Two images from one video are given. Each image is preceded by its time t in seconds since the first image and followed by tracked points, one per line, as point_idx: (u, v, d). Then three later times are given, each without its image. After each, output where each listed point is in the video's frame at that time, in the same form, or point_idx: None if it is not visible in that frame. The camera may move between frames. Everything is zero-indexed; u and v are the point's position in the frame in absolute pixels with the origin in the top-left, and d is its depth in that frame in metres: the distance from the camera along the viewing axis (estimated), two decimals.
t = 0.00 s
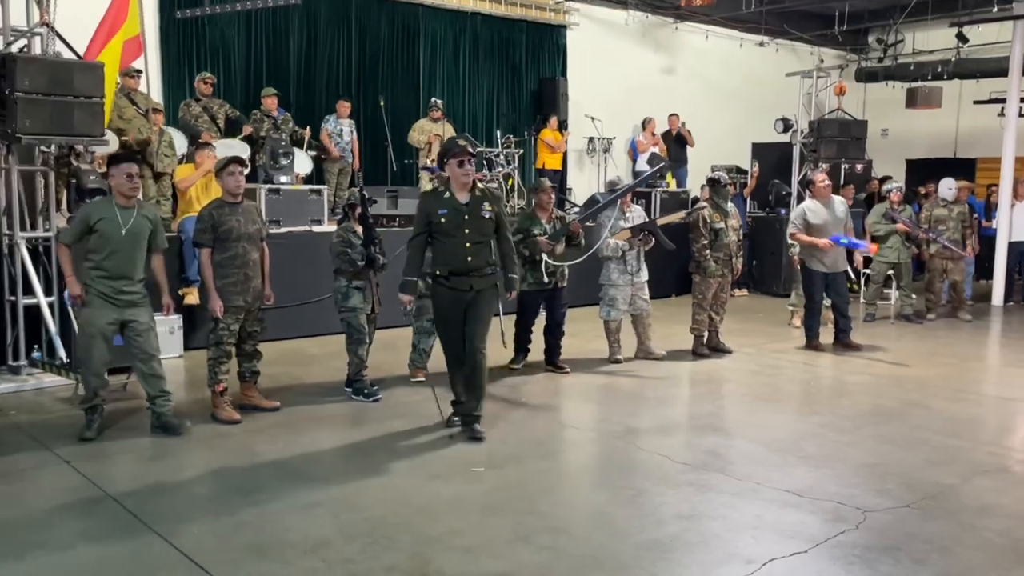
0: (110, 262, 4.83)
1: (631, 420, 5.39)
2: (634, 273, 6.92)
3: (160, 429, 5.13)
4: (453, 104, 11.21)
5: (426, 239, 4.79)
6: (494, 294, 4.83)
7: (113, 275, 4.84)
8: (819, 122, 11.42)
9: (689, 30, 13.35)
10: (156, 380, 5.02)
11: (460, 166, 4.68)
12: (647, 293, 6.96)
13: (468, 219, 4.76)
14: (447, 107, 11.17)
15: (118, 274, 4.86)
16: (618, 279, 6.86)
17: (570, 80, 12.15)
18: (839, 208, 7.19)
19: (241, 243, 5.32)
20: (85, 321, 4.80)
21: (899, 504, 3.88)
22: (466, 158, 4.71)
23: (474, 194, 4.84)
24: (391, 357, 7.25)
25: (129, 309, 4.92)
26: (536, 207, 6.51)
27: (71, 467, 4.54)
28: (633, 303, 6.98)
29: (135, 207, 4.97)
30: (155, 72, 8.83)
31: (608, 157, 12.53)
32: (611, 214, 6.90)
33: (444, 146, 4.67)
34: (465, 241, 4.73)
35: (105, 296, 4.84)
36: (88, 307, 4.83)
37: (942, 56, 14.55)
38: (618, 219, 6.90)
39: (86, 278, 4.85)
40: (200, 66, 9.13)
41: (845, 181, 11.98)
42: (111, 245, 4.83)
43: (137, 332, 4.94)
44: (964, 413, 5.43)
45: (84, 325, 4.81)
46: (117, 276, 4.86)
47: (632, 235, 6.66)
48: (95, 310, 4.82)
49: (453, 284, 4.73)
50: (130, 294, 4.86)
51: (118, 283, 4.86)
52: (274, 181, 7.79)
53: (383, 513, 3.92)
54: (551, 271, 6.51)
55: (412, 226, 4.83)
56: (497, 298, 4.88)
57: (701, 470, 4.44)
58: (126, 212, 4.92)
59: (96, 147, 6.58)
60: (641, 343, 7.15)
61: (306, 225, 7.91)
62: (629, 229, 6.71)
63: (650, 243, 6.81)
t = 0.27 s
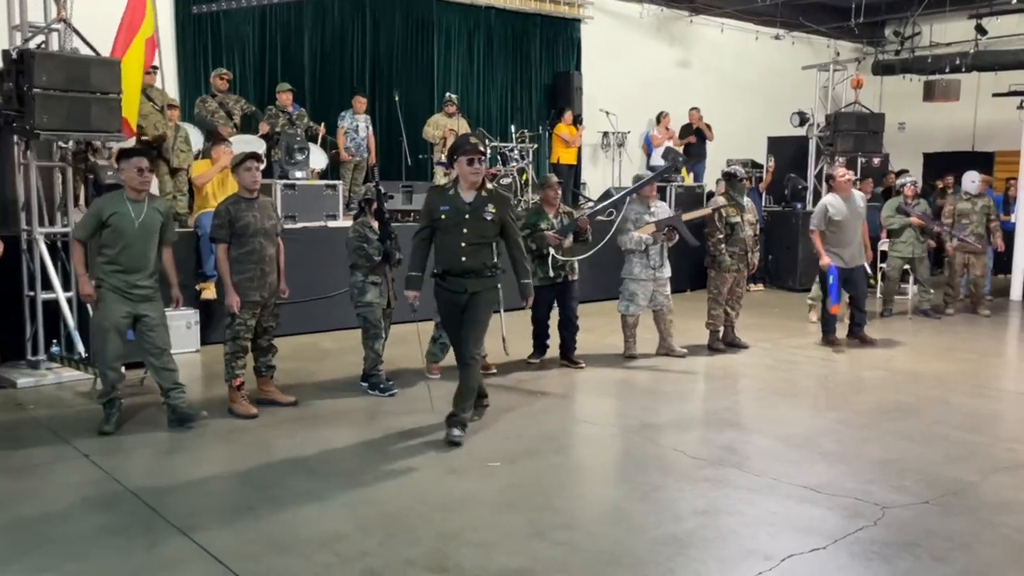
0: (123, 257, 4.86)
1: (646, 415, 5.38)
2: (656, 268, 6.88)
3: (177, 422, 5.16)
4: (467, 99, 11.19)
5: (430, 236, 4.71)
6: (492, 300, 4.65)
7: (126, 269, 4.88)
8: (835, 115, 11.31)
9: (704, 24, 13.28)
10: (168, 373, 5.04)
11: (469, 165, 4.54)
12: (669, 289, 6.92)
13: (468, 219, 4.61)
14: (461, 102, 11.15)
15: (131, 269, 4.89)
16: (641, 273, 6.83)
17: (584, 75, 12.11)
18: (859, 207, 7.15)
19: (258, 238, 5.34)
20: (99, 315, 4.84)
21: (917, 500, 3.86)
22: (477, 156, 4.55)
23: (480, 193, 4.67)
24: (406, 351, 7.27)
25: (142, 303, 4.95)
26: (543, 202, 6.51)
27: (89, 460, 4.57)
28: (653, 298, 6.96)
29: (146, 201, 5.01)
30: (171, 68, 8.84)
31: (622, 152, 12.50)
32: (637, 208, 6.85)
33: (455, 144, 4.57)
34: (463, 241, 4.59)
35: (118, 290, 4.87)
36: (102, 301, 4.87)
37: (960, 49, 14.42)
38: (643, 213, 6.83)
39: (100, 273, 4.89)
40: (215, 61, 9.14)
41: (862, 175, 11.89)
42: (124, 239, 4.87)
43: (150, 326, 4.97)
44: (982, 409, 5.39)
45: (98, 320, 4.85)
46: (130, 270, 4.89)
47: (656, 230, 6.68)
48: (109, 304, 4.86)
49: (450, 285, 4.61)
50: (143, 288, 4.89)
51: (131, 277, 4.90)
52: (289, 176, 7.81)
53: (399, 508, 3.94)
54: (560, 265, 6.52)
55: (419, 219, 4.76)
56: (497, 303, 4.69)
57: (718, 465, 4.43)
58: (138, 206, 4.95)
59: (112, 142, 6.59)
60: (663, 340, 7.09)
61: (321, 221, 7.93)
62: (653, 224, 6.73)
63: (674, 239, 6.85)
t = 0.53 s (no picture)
0: (148, 255, 4.89)
1: (663, 413, 5.36)
2: (681, 265, 6.84)
3: (196, 420, 5.18)
4: (480, 96, 11.18)
5: (435, 229, 4.66)
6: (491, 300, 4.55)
7: (152, 267, 4.90)
8: (851, 111, 11.19)
9: (718, 19, 13.22)
10: (191, 372, 5.05)
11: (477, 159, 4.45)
12: (692, 287, 6.88)
13: (470, 213, 4.54)
14: (475, 100, 11.14)
15: (156, 267, 4.91)
16: (665, 269, 6.79)
17: (598, 71, 12.08)
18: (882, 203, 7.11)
19: (273, 236, 5.34)
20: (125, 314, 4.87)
21: (938, 499, 3.83)
22: (488, 150, 4.46)
23: (485, 189, 4.58)
24: (421, 349, 7.27)
25: (167, 301, 4.97)
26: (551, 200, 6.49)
27: (108, 459, 4.59)
28: (676, 296, 6.93)
29: (169, 199, 5.04)
30: (185, 66, 8.87)
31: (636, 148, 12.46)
32: (664, 203, 6.78)
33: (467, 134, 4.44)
34: (463, 235, 4.52)
35: (144, 288, 4.89)
36: (128, 300, 4.90)
37: (977, 43, 14.29)
38: (671, 209, 6.76)
39: (126, 272, 4.91)
40: (230, 60, 9.16)
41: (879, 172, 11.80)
42: (150, 237, 4.90)
43: (175, 324, 4.99)
44: (1002, 407, 5.34)
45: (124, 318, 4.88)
46: (155, 268, 4.91)
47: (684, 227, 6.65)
48: (136, 302, 4.88)
49: (450, 281, 4.56)
50: (169, 286, 4.91)
51: (156, 275, 4.92)
52: (304, 174, 7.82)
53: (416, 506, 3.93)
54: (567, 264, 6.48)
55: (427, 213, 4.73)
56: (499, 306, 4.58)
57: (736, 464, 4.41)
58: (162, 204, 4.98)
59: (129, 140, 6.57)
60: (679, 338, 7.06)
61: (336, 218, 7.93)
62: (681, 220, 6.70)
63: (700, 236, 6.84)
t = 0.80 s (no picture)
0: (181, 254, 4.92)
1: (678, 411, 5.34)
2: (698, 262, 6.81)
3: (212, 419, 5.20)
4: (494, 93, 11.16)
5: (434, 231, 4.58)
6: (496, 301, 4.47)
7: (185, 266, 4.93)
8: (868, 107, 11.10)
9: (732, 15, 13.15)
10: (219, 372, 5.06)
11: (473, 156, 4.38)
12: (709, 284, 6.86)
13: (468, 213, 4.45)
14: (489, 97, 11.12)
15: (188, 265, 4.93)
16: (682, 266, 6.77)
17: (611, 68, 12.05)
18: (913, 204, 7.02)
19: (288, 235, 5.36)
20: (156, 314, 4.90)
21: (958, 499, 3.79)
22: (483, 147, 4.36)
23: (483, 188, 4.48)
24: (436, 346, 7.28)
25: (199, 300, 4.98)
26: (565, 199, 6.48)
27: (127, 457, 4.61)
28: (693, 293, 6.90)
29: (203, 198, 5.06)
30: (201, 67, 8.89)
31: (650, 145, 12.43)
32: (685, 200, 6.76)
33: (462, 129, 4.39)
34: (463, 237, 4.44)
35: (176, 287, 4.91)
36: (160, 299, 4.92)
37: (994, 38, 14.16)
38: (691, 206, 6.73)
39: (159, 271, 4.94)
40: (245, 58, 9.19)
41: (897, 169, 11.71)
42: (183, 236, 4.92)
43: (206, 323, 5.00)
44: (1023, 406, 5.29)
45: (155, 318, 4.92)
46: (188, 267, 4.93)
47: (702, 224, 6.59)
48: (168, 302, 4.91)
49: (451, 283, 4.49)
50: (199, 285, 4.93)
51: (188, 274, 4.94)
52: (318, 172, 7.83)
53: (432, 505, 3.93)
54: (580, 263, 6.47)
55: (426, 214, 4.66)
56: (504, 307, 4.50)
57: (753, 463, 4.38)
58: (195, 203, 5.00)
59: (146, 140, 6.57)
60: (693, 335, 7.05)
61: (351, 216, 7.94)
62: (700, 217, 6.63)
63: (720, 234, 6.76)
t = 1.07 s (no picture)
0: (205, 250, 4.92)
1: (694, 410, 5.30)
2: (713, 259, 6.75)
3: (227, 416, 5.21)
4: (508, 90, 11.12)
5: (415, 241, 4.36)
6: (487, 305, 4.33)
7: (208, 262, 4.93)
8: (886, 102, 11.00)
9: (748, 11, 13.06)
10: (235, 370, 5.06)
11: (451, 155, 4.24)
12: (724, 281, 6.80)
13: (452, 217, 4.28)
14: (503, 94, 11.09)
15: (211, 261, 4.93)
16: (697, 263, 6.72)
17: (625, 64, 11.99)
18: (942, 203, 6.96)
19: (303, 233, 5.35)
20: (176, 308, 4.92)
21: (980, 499, 3.74)
22: (460, 146, 4.23)
23: (465, 186, 4.34)
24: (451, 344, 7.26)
25: (220, 297, 4.98)
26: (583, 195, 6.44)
27: (143, 454, 4.63)
28: (708, 291, 6.85)
29: (232, 195, 5.05)
30: (215, 62, 8.97)
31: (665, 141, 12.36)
32: (696, 197, 6.72)
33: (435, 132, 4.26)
34: (449, 243, 4.26)
35: (197, 282, 4.92)
36: (181, 294, 4.94)
37: (1014, 32, 13.99)
38: (703, 203, 6.70)
39: (182, 266, 4.96)
40: (259, 56, 9.20)
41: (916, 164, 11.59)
42: (208, 232, 4.92)
43: (224, 320, 5.00)
44: None
45: (175, 312, 4.94)
46: (211, 263, 4.93)
47: (715, 220, 6.54)
48: (189, 296, 4.93)
49: (440, 291, 4.30)
50: (219, 283, 4.92)
51: (211, 270, 4.94)
52: (332, 169, 7.77)
53: (447, 503, 3.91)
54: (602, 260, 6.41)
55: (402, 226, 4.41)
56: (495, 310, 4.36)
57: (770, 462, 4.34)
58: (223, 200, 5.00)
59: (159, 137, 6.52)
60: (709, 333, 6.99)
61: (365, 213, 7.93)
62: (712, 214, 6.59)
63: (733, 230, 6.71)
